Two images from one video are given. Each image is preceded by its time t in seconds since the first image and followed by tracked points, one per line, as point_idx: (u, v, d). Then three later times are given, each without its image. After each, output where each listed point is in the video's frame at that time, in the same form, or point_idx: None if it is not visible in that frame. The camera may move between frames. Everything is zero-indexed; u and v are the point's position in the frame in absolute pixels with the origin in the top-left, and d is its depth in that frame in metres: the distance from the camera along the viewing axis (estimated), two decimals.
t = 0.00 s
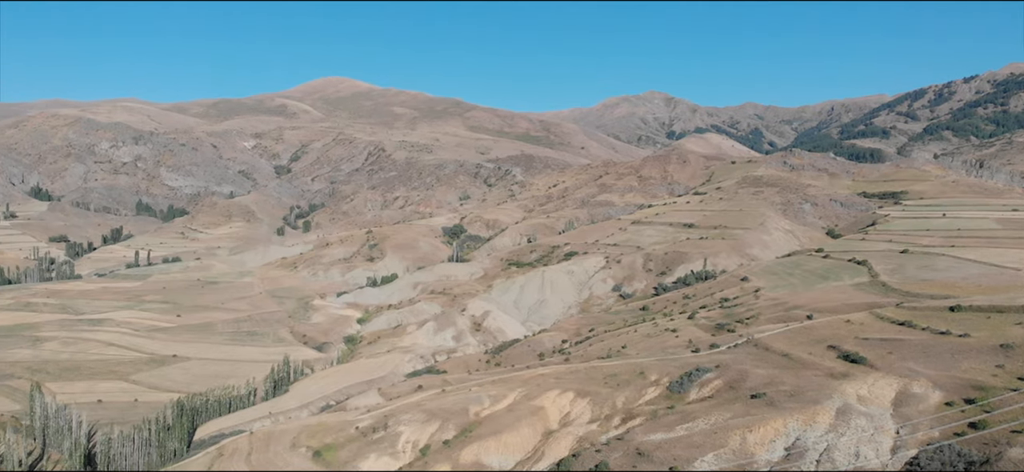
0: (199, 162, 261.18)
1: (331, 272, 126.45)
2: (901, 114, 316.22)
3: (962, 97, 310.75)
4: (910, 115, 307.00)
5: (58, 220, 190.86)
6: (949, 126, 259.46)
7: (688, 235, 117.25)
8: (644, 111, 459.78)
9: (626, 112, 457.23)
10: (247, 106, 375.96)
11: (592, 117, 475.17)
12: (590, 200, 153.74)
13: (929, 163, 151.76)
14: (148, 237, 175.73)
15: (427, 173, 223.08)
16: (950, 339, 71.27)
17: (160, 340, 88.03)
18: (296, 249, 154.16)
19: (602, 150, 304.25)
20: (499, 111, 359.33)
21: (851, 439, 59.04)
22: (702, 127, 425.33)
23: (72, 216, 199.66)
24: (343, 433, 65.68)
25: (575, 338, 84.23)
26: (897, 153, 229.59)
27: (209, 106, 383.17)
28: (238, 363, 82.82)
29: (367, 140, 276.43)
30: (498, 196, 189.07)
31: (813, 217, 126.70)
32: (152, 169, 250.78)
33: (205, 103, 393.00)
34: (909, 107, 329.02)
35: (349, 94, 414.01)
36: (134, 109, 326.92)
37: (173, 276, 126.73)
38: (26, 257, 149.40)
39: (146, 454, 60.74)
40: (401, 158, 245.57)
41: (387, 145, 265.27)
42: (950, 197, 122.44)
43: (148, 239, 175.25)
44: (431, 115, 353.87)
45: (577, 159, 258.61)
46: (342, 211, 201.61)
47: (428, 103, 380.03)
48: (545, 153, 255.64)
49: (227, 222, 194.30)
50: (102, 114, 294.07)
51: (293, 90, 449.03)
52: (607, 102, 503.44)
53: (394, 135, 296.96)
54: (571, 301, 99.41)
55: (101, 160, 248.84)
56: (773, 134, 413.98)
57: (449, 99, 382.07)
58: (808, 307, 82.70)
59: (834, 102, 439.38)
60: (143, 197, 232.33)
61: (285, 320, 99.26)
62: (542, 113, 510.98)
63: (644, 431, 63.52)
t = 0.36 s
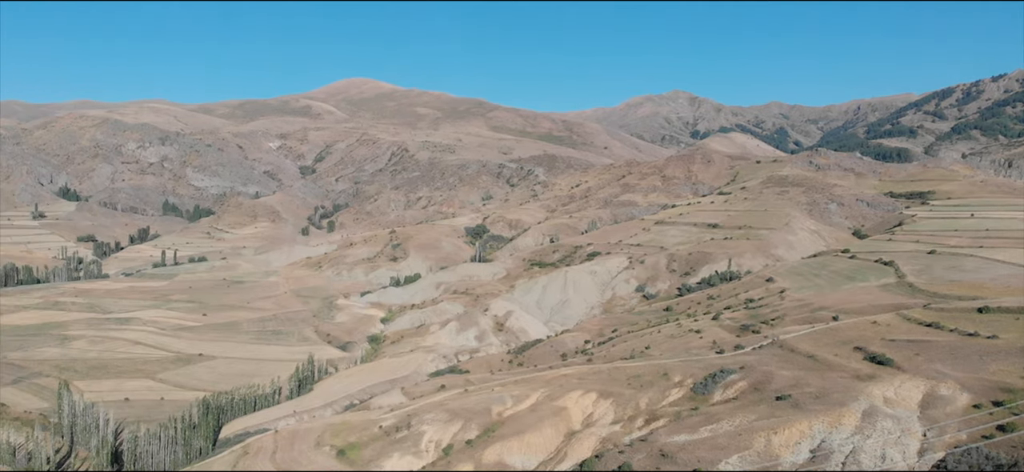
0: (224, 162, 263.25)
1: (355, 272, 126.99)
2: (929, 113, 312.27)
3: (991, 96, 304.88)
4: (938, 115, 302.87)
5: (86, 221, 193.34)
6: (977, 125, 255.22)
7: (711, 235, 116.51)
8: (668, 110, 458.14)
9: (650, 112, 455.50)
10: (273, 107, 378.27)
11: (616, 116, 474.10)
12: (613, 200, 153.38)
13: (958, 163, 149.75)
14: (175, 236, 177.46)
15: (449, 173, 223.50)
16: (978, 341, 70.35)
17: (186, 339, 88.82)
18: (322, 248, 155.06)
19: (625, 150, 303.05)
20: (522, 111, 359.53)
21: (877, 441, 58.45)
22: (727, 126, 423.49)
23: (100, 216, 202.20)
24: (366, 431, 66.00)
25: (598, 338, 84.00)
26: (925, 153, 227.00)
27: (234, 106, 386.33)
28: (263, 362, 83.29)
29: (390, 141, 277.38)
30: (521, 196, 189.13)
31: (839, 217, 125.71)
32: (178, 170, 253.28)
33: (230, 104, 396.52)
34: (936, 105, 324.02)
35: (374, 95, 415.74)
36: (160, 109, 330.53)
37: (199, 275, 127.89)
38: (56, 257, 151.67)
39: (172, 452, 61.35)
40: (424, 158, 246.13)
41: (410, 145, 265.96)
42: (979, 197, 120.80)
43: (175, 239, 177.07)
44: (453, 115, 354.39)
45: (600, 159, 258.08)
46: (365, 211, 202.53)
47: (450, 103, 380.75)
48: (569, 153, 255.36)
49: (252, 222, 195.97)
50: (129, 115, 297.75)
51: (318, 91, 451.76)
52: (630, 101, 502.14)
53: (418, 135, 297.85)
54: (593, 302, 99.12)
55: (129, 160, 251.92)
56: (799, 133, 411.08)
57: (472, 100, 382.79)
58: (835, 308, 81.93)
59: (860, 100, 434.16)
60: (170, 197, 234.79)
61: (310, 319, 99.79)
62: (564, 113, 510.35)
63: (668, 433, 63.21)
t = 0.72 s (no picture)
0: (252, 163, 265.24)
1: (380, 272, 127.51)
2: (959, 113, 302.92)
3: None
4: (968, 114, 293.19)
5: (116, 221, 195.70)
6: (1008, 125, 238.06)
7: (738, 235, 115.63)
8: (695, 109, 455.61)
9: (677, 111, 453.08)
10: (301, 108, 380.67)
11: (642, 116, 472.52)
12: (638, 200, 152.91)
13: (991, 162, 147.30)
14: (204, 236, 179.20)
15: (474, 173, 223.81)
16: (1009, 343, 69.36)
17: (214, 338, 89.65)
18: (349, 248, 155.47)
19: (650, 150, 301.83)
20: (547, 111, 359.42)
21: (905, 444, 57.81)
22: (754, 125, 419.96)
23: (129, 216, 204.74)
24: (391, 430, 66.30)
25: (622, 339, 83.74)
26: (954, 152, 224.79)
27: (262, 107, 389.71)
28: (290, 361, 83.77)
29: (416, 141, 278.10)
30: (545, 196, 188.96)
31: (868, 217, 124.58)
32: (207, 170, 255.86)
33: (259, 105, 399.90)
34: (968, 106, 307.28)
35: (401, 95, 417.31)
36: (188, 110, 334.41)
37: (226, 275, 129.08)
38: (87, 257, 153.98)
39: (199, 450, 62.04)
40: (449, 158, 246.63)
41: (435, 145, 266.38)
42: (1011, 197, 118.91)
43: (203, 239, 178.95)
44: (478, 116, 354.80)
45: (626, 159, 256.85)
46: (391, 211, 203.29)
47: (475, 104, 381.41)
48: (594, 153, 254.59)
49: (279, 222, 197.76)
50: (158, 116, 301.39)
51: (343, 92, 454.55)
52: (656, 101, 500.02)
53: (443, 135, 298.38)
54: (618, 302, 98.78)
55: (158, 161, 255.22)
56: (827, 133, 405.48)
57: (497, 100, 383.08)
58: (864, 309, 81.12)
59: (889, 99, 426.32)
60: (198, 197, 237.43)
61: (336, 318, 100.30)
62: (589, 113, 509.51)
63: (694, 434, 62.87)
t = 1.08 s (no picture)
0: (278, 164, 267.11)
1: (404, 272, 128.03)
2: (990, 112, 300.40)
3: None
4: (999, 113, 290.90)
5: (144, 221, 197.87)
6: None
7: (764, 236, 114.73)
8: (720, 109, 452.99)
9: (702, 110, 450.66)
10: (326, 109, 383.08)
11: (667, 116, 470.67)
12: (663, 200, 152.44)
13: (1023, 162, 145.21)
14: (231, 237, 180.88)
15: (497, 173, 224.01)
16: None
17: (241, 337, 90.42)
18: (372, 248, 154.34)
19: (674, 149, 300.42)
20: (571, 111, 359.45)
21: (933, 447, 57.28)
22: (781, 125, 416.72)
23: (157, 216, 207.08)
24: (415, 430, 66.58)
25: (646, 340, 83.48)
26: (985, 152, 222.12)
27: (288, 109, 392.11)
28: (316, 360, 84.24)
29: (439, 142, 278.99)
30: (569, 196, 188.85)
31: (896, 217, 123.53)
32: (233, 171, 258.23)
33: (285, 106, 402.88)
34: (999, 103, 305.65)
35: (425, 96, 418.47)
36: (215, 112, 338.05)
37: (253, 274, 130.15)
38: (115, 256, 156.04)
39: (226, 448, 62.72)
40: (473, 159, 247.05)
41: (458, 146, 266.94)
42: None
43: (230, 239, 180.76)
44: (501, 116, 355.08)
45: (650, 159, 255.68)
46: (415, 212, 204.04)
47: (499, 104, 381.68)
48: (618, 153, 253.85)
49: (305, 222, 199.47)
50: (184, 117, 304.63)
51: (368, 93, 456.71)
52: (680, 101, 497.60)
53: (466, 136, 298.96)
54: (642, 303, 98.35)
55: (185, 162, 258.20)
56: (854, 132, 400.70)
57: (520, 100, 383.24)
58: (891, 310, 80.34)
59: (916, 99, 421.43)
60: (225, 198, 239.83)
61: (360, 318, 100.79)
62: (613, 113, 508.01)
63: (719, 436, 62.56)
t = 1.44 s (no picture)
0: (305, 164, 269.02)
1: (429, 272, 128.49)
2: None
3: None
4: None
5: (172, 222, 201.96)
6: None
7: (792, 236, 113.63)
8: (747, 108, 448.92)
9: (728, 110, 447.66)
10: (351, 110, 385.47)
11: (693, 115, 468.09)
12: (688, 200, 151.82)
13: None
14: (259, 237, 182.83)
15: (522, 173, 223.99)
16: None
17: (268, 336, 91.18)
18: (398, 248, 154.57)
19: (700, 149, 298.39)
20: (596, 111, 359.30)
21: (964, 450, 56.68)
22: (809, 124, 412.21)
23: (186, 216, 211.25)
24: (441, 429, 66.86)
25: (672, 341, 83.13)
26: (1020, 151, 218.62)
27: (315, 110, 394.40)
28: (342, 360, 84.74)
29: (464, 142, 279.56)
30: (594, 196, 188.54)
31: (926, 218, 122.24)
32: (261, 172, 260.65)
33: (312, 107, 405.73)
34: None
35: (449, 97, 419.43)
36: (242, 113, 341.51)
37: (279, 274, 131.20)
38: (145, 256, 158.33)
39: (253, 446, 63.38)
40: (497, 159, 247.16)
41: (483, 146, 267.20)
42: None
43: (257, 239, 182.52)
44: (526, 116, 354.94)
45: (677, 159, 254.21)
46: (440, 212, 204.63)
47: (524, 104, 381.64)
48: (643, 152, 252.78)
49: (332, 222, 201.20)
50: (212, 118, 308.19)
51: (393, 94, 458.82)
52: (706, 100, 494.45)
53: (491, 136, 299.25)
54: (668, 304, 97.82)
55: (214, 163, 261.08)
56: (884, 131, 395.18)
57: (545, 100, 383.37)
58: (921, 311, 79.44)
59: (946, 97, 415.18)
60: (253, 198, 242.32)
61: (386, 317, 101.29)
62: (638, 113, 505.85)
63: (746, 438, 62.21)
